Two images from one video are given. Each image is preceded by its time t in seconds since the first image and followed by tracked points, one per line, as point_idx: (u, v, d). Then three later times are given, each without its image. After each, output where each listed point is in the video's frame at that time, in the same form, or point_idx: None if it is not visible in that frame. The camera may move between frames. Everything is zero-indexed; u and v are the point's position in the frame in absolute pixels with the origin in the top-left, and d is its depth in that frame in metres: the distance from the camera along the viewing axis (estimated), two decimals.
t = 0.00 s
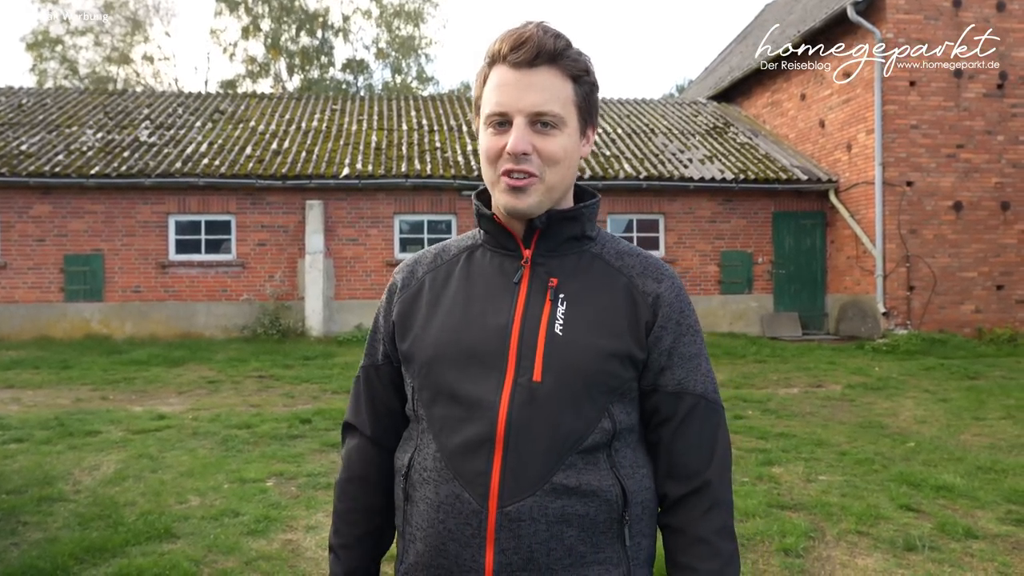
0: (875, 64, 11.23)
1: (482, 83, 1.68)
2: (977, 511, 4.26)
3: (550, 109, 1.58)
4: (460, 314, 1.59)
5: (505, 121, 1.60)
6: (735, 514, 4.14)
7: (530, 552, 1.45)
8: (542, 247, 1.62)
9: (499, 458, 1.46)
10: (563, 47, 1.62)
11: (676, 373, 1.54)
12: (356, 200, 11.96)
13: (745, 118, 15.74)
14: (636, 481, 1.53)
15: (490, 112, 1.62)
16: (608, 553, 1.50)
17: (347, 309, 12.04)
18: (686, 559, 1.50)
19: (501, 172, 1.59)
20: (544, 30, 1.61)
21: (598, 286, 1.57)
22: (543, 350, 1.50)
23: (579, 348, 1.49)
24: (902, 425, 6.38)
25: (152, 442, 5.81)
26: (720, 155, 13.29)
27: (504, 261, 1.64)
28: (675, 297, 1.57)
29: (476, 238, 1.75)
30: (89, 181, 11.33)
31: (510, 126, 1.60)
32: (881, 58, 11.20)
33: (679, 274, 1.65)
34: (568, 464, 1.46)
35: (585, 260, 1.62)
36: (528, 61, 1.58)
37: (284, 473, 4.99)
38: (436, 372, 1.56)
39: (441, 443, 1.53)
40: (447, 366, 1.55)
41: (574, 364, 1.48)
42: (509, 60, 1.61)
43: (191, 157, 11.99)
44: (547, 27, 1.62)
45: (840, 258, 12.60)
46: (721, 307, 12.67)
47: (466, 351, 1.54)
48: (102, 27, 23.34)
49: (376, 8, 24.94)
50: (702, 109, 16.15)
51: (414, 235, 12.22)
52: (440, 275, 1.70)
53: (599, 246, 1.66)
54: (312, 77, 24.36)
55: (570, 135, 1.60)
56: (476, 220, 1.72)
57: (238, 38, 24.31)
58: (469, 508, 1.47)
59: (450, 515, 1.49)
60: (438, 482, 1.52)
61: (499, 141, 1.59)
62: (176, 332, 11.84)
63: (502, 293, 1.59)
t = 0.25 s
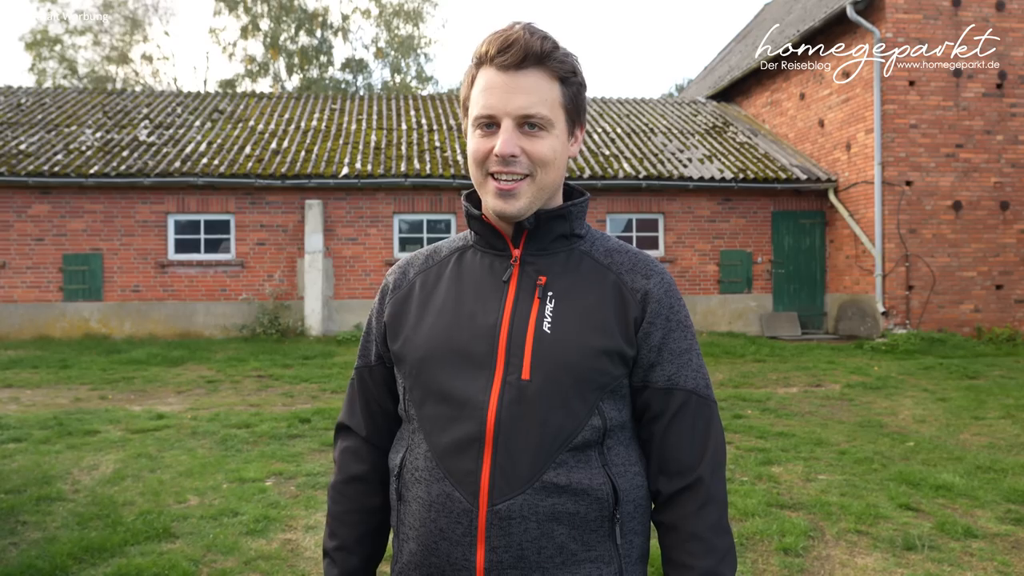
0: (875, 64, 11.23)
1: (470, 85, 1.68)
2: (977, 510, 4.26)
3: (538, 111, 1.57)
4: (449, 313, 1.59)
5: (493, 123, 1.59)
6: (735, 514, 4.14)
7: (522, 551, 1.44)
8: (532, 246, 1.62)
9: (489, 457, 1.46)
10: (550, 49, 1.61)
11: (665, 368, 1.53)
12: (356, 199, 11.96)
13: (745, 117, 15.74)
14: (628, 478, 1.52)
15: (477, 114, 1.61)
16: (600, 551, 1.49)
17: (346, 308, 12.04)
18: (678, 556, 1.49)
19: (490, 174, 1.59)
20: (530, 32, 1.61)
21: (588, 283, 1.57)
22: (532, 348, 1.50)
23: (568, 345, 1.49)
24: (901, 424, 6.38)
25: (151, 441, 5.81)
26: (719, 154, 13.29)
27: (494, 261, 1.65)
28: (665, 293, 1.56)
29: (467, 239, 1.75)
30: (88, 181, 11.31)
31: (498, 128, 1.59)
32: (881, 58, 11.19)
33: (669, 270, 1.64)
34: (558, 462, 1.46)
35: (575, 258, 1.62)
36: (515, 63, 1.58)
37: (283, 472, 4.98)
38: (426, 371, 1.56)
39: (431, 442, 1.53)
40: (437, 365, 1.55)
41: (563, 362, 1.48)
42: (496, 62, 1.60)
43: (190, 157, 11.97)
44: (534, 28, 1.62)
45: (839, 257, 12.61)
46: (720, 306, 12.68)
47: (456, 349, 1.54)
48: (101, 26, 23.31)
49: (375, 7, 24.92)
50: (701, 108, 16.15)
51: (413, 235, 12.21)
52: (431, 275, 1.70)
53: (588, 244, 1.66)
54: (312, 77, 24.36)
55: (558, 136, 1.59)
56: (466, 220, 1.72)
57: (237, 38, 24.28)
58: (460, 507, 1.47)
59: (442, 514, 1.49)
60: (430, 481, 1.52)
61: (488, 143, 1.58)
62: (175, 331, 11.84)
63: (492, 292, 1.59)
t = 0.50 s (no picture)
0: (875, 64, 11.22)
1: (463, 85, 1.67)
2: (976, 510, 4.26)
3: (530, 111, 1.57)
4: (446, 310, 1.59)
5: (486, 124, 1.59)
6: (734, 513, 4.14)
7: (518, 548, 1.44)
8: (527, 244, 1.62)
9: (485, 454, 1.45)
10: (542, 49, 1.61)
11: (660, 365, 1.53)
12: (355, 199, 11.95)
13: (744, 117, 15.75)
14: (623, 475, 1.53)
15: (471, 116, 1.62)
16: (596, 548, 1.49)
17: (345, 307, 12.03)
18: (672, 553, 1.48)
19: (484, 174, 1.59)
20: (522, 32, 1.61)
21: (584, 281, 1.57)
22: (529, 345, 1.50)
23: (564, 341, 1.49)
24: (900, 424, 6.39)
25: (150, 441, 5.80)
26: (718, 153, 13.29)
27: (489, 259, 1.65)
28: (660, 290, 1.56)
29: (462, 237, 1.75)
30: (87, 180, 11.30)
31: (491, 129, 1.59)
32: (881, 58, 11.19)
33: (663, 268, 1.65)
34: (555, 459, 1.46)
35: (570, 256, 1.62)
36: (507, 65, 1.58)
37: (283, 471, 4.99)
38: (422, 368, 1.56)
39: (427, 439, 1.53)
40: (434, 361, 1.55)
41: (560, 358, 1.48)
42: (489, 63, 1.60)
43: (189, 156, 11.96)
44: (526, 29, 1.62)
45: (839, 257, 12.61)
46: (719, 306, 12.68)
47: (452, 346, 1.54)
48: (99, 25, 23.27)
49: (374, 6, 24.91)
50: (700, 108, 16.17)
51: (412, 234, 12.19)
52: (426, 273, 1.70)
53: (583, 242, 1.66)
54: (311, 76, 24.35)
55: (551, 135, 1.59)
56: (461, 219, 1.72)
57: (236, 37, 24.25)
58: (458, 503, 1.47)
59: (439, 511, 1.49)
60: (426, 479, 1.52)
61: (481, 143, 1.58)
62: (175, 330, 11.83)
63: (488, 289, 1.59)
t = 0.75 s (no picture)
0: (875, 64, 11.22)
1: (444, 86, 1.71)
2: (975, 509, 4.27)
3: (478, 108, 1.56)
4: (445, 309, 1.59)
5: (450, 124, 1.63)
6: (733, 513, 4.14)
7: (518, 547, 1.45)
8: (526, 242, 1.62)
9: (485, 453, 1.46)
10: (498, 44, 1.58)
11: (659, 364, 1.53)
12: (354, 198, 11.95)
13: (744, 116, 15.75)
14: (621, 474, 1.53)
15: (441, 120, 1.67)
16: (594, 546, 1.50)
17: (345, 307, 12.03)
18: (670, 550, 1.48)
19: (450, 174, 1.63)
20: (476, 30, 1.60)
21: (583, 279, 1.57)
22: (528, 345, 1.50)
23: (564, 341, 1.49)
24: (899, 423, 6.39)
25: (150, 440, 5.80)
26: (718, 153, 13.30)
27: (488, 258, 1.65)
28: (659, 289, 1.57)
29: (460, 236, 1.75)
30: (86, 179, 11.29)
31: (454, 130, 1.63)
32: (881, 58, 11.19)
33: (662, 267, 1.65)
34: (555, 458, 1.46)
35: (568, 254, 1.62)
36: (461, 66, 1.60)
37: (282, 471, 4.99)
38: (422, 367, 1.56)
39: (427, 438, 1.53)
40: (432, 360, 1.55)
41: (560, 357, 1.48)
42: (452, 62, 1.62)
43: (189, 155, 11.96)
44: (481, 26, 1.61)
45: (838, 256, 12.62)
46: (719, 305, 12.69)
47: (451, 345, 1.54)
48: (99, 25, 23.26)
49: (374, 5, 24.90)
50: (700, 107, 16.16)
51: (412, 234, 12.19)
52: (425, 271, 1.70)
53: (582, 241, 1.66)
54: (310, 75, 24.36)
55: (506, 131, 1.56)
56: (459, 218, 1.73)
57: (235, 36, 24.23)
58: (458, 503, 1.47)
59: (439, 510, 1.49)
60: (426, 477, 1.52)
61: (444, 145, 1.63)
62: (174, 330, 11.83)
63: (487, 288, 1.59)
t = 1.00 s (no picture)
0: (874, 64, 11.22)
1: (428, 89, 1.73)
2: (974, 508, 4.28)
3: (459, 109, 1.57)
4: (440, 308, 1.59)
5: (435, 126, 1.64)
6: (732, 512, 4.15)
7: (517, 545, 1.45)
8: (522, 240, 1.62)
9: (483, 452, 1.46)
10: (474, 45, 1.59)
11: (656, 360, 1.53)
12: (354, 198, 11.95)
13: (743, 116, 15.75)
14: (619, 471, 1.53)
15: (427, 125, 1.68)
16: (594, 544, 1.50)
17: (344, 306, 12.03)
18: (670, 545, 1.48)
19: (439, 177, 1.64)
20: (452, 34, 1.61)
21: (578, 276, 1.57)
22: (524, 343, 1.50)
23: (560, 339, 1.50)
24: (898, 422, 6.40)
25: (149, 440, 5.80)
26: (717, 152, 13.30)
27: (485, 257, 1.65)
28: (655, 285, 1.57)
29: (457, 235, 1.75)
30: (85, 179, 11.28)
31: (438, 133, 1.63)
32: (880, 58, 11.19)
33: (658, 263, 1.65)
34: (553, 456, 1.47)
35: (564, 252, 1.63)
36: (440, 69, 1.61)
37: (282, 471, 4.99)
38: (419, 367, 1.56)
39: (425, 438, 1.53)
40: (429, 359, 1.55)
41: (557, 356, 1.48)
42: (432, 65, 1.63)
43: (188, 155, 11.96)
44: (457, 30, 1.61)
45: (837, 256, 12.63)
46: (718, 305, 12.70)
47: (446, 344, 1.55)
48: (98, 24, 23.24)
49: (373, 5, 24.90)
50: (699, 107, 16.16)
51: (411, 233, 12.19)
52: (420, 271, 1.70)
53: (577, 238, 1.66)
54: (309, 75, 24.36)
55: (489, 130, 1.56)
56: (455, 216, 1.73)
57: (235, 36, 24.23)
58: (456, 502, 1.47)
59: (438, 510, 1.49)
60: (425, 477, 1.52)
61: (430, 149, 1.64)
62: (174, 329, 11.83)
63: (482, 287, 1.60)
